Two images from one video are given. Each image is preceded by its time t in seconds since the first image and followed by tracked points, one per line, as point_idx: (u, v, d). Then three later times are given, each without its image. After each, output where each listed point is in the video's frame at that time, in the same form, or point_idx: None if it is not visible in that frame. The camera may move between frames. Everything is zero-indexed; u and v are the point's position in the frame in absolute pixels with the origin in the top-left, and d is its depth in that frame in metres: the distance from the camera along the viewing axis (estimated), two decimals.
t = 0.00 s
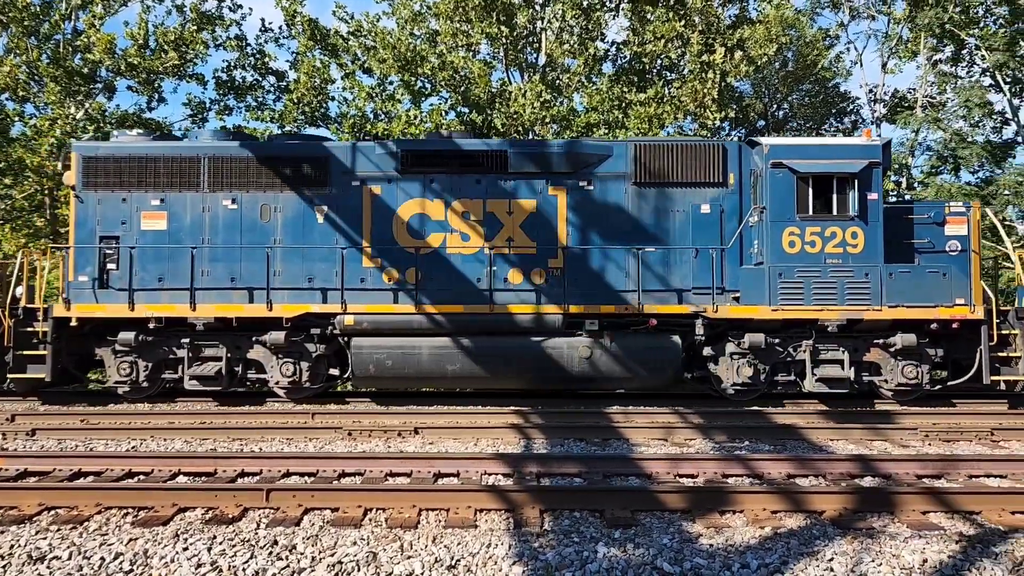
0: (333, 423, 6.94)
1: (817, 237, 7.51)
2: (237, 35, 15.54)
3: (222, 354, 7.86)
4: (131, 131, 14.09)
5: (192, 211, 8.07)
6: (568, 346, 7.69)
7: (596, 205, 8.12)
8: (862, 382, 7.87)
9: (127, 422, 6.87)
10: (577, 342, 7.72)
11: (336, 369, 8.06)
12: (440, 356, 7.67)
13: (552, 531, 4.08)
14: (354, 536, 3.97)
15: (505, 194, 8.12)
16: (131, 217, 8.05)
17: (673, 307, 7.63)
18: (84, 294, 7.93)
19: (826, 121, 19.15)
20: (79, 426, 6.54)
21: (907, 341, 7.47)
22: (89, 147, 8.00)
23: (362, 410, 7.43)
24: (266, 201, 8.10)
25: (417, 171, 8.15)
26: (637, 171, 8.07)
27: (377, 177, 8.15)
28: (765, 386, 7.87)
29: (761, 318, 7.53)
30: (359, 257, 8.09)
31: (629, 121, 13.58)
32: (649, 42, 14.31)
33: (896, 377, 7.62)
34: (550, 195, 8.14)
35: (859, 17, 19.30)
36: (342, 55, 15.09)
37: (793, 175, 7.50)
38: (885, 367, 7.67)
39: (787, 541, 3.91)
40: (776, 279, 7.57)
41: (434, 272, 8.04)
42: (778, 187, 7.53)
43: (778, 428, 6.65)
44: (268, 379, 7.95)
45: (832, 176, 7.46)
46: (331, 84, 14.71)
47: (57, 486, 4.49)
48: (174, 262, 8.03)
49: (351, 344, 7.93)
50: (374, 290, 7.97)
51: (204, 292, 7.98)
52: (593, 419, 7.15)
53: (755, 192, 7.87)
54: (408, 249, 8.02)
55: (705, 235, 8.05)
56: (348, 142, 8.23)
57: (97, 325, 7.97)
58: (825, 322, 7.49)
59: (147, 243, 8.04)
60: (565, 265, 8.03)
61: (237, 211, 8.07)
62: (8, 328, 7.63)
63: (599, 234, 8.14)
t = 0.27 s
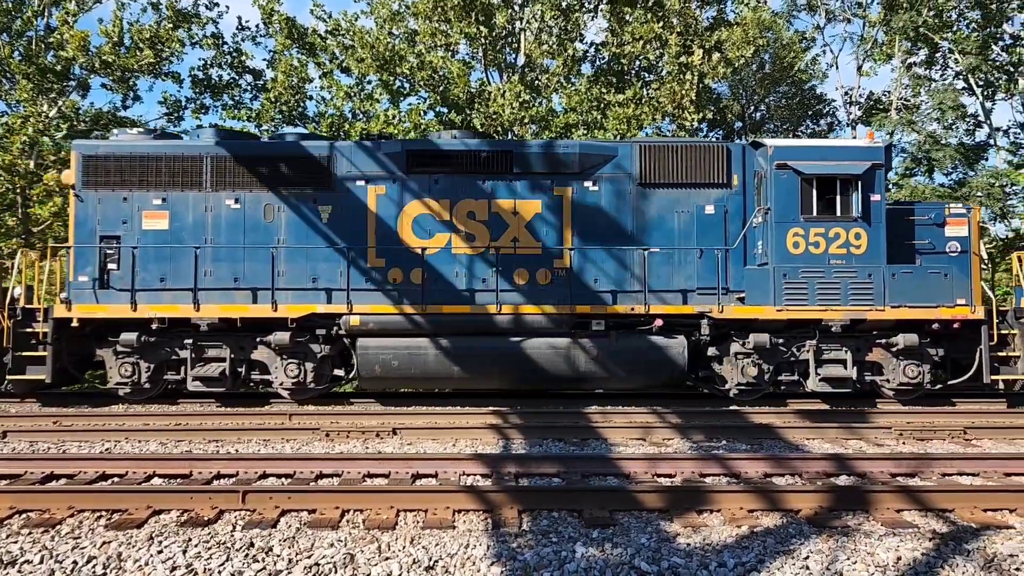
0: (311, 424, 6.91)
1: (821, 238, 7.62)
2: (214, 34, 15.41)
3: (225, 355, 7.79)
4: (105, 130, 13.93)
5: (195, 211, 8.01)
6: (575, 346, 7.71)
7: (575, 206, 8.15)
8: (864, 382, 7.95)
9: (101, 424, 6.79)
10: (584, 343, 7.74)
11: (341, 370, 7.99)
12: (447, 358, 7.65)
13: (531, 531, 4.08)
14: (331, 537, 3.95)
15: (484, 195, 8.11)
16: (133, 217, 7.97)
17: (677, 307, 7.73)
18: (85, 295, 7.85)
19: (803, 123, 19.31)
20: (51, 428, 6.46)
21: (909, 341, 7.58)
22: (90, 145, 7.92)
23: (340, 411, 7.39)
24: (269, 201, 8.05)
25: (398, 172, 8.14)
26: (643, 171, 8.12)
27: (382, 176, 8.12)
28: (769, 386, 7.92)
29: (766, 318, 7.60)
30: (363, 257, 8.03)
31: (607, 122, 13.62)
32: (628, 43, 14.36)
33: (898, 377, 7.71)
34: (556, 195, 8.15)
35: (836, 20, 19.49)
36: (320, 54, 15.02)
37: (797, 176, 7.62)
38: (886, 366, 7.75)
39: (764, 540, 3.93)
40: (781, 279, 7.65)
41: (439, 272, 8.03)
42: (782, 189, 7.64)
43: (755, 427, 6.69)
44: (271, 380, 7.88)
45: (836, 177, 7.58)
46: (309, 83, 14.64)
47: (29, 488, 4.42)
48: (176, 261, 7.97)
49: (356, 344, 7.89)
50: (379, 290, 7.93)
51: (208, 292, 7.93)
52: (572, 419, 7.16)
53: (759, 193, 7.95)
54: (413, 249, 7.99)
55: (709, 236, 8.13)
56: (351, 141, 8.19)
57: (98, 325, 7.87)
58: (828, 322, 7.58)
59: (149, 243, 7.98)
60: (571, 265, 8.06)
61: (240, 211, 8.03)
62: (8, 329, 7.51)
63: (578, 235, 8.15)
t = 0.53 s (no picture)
0: (288, 425, 6.87)
1: (824, 239, 7.72)
2: (190, 32, 15.28)
3: (230, 356, 7.73)
4: (78, 128, 13.74)
5: (197, 210, 7.93)
6: (580, 346, 7.73)
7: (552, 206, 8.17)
8: (864, 381, 8.07)
9: (74, 426, 6.71)
10: (589, 342, 7.76)
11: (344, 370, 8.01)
12: (451, 357, 7.61)
13: (509, 531, 4.08)
14: (308, 539, 3.93)
15: (463, 195, 8.08)
16: (134, 216, 7.87)
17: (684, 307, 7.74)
18: (86, 295, 7.72)
19: (779, 125, 19.46)
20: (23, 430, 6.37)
21: (910, 341, 7.68)
22: (89, 144, 7.80)
23: (317, 412, 7.35)
24: (273, 201, 7.99)
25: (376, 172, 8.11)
26: (647, 172, 8.19)
27: (386, 176, 8.12)
28: (772, 385, 8.00)
29: (769, 318, 7.68)
30: (368, 257, 8.01)
31: (586, 123, 13.65)
32: (606, 44, 14.39)
33: (898, 376, 7.82)
34: (561, 196, 8.19)
35: (812, 23, 19.67)
36: (297, 53, 14.92)
37: (801, 177, 7.73)
38: (887, 365, 7.85)
39: (740, 539, 3.96)
40: (786, 279, 7.71)
41: (445, 272, 8.03)
42: (786, 189, 7.75)
43: (732, 427, 6.73)
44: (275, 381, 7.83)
45: (839, 179, 7.71)
46: (286, 82, 14.55)
47: None
48: (179, 261, 7.88)
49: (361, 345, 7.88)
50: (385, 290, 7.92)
51: (211, 292, 7.85)
52: (550, 419, 7.16)
53: (762, 194, 8.06)
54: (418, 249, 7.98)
55: (713, 237, 8.22)
56: (355, 141, 8.17)
57: (100, 326, 7.76)
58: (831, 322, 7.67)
59: (151, 242, 7.89)
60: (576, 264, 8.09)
61: (244, 210, 7.97)
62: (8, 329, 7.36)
63: (555, 235, 8.18)
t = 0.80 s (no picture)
0: (264, 427, 6.82)
1: (827, 240, 7.88)
2: (165, 29, 15.13)
3: (234, 356, 7.71)
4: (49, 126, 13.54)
5: (201, 210, 7.87)
6: (585, 345, 7.78)
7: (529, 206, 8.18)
8: (865, 380, 8.21)
9: (46, 428, 6.62)
10: (595, 341, 7.82)
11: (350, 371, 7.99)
12: (457, 357, 7.64)
13: (486, 532, 4.08)
14: (283, 541, 3.90)
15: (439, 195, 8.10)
16: (136, 216, 7.80)
17: (689, 307, 7.85)
18: (86, 295, 7.61)
19: (756, 126, 19.61)
20: None
21: (910, 341, 7.84)
22: (91, 142, 7.73)
23: (294, 413, 7.30)
24: (278, 200, 7.95)
25: (353, 173, 8.06)
26: (651, 172, 8.24)
27: (391, 176, 8.10)
28: (774, 384, 8.11)
29: (773, 318, 7.83)
30: (373, 257, 7.99)
31: (564, 123, 13.67)
32: (584, 45, 14.41)
33: (898, 375, 7.97)
34: (566, 196, 8.22)
35: (788, 25, 19.85)
36: (274, 51, 14.81)
37: (804, 179, 7.90)
38: (888, 365, 8.00)
39: (716, 537, 3.98)
40: (790, 280, 7.85)
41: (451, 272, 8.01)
42: (790, 190, 7.92)
43: (708, 426, 6.77)
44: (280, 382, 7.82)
45: (841, 180, 7.88)
46: (263, 81, 14.44)
47: None
48: (182, 261, 7.80)
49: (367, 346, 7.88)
50: (390, 291, 7.90)
51: (215, 292, 7.78)
52: (528, 419, 7.17)
53: (765, 195, 8.16)
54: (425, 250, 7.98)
55: (717, 238, 8.28)
56: (360, 141, 8.17)
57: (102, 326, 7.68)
58: (833, 322, 7.82)
59: (153, 242, 7.81)
60: (583, 264, 8.12)
61: (248, 210, 7.91)
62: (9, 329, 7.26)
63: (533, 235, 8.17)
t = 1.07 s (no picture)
0: (239, 427, 6.76)
1: (828, 240, 7.96)
2: (137, 26, 14.96)
3: (240, 356, 7.62)
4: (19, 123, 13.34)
5: (204, 209, 7.82)
6: (591, 345, 7.82)
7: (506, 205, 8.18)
8: (866, 378, 8.29)
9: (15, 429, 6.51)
10: (601, 341, 7.87)
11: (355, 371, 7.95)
12: (466, 356, 7.66)
13: (463, 531, 4.07)
14: (258, 542, 3.87)
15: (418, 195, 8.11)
16: (139, 215, 7.74)
17: (694, 306, 7.97)
18: (88, 295, 7.53)
19: (731, 127, 19.76)
20: None
21: (910, 339, 7.92)
22: (91, 140, 7.64)
23: (269, 414, 7.26)
24: (283, 199, 7.94)
25: (329, 172, 8.01)
26: (655, 173, 8.34)
27: (397, 176, 8.12)
28: (777, 382, 8.19)
29: (776, 317, 7.90)
30: (379, 257, 8.02)
31: (541, 123, 13.70)
32: (561, 45, 14.43)
33: (897, 374, 8.05)
34: (571, 196, 8.29)
35: (763, 27, 20.01)
36: (249, 49, 14.69)
37: (806, 180, 7.97)
38: (887, 363, 8.09)
39: (691, 535, 4.00)
40: (791, 279, 7.92)
41: (456, 272, 8.04)
42: (792, 191, 7.98)
43: (684, 425, 6.80)
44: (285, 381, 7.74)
45: (842, 181, 7.96)
46: (237, 79, 14.31)
47: None
48: (186, 261, 7.77)
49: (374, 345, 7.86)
50: (396, 291, 7.93)
51: (220, 292, 7.74)
52: (505, 419, 7.17)
53: (767, 196, 8.22)
54: (430, 249, 8.01)
55: (720, 238, 8.37)
56: (366, 140, 8.20)
57: (105, 326, 7.59)
58: (834, 321, 7.92)
59: (157, 241, 7.76)
60: (587, 264, 8.20)
61: (253, 209, 7.88)
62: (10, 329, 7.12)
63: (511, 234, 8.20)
